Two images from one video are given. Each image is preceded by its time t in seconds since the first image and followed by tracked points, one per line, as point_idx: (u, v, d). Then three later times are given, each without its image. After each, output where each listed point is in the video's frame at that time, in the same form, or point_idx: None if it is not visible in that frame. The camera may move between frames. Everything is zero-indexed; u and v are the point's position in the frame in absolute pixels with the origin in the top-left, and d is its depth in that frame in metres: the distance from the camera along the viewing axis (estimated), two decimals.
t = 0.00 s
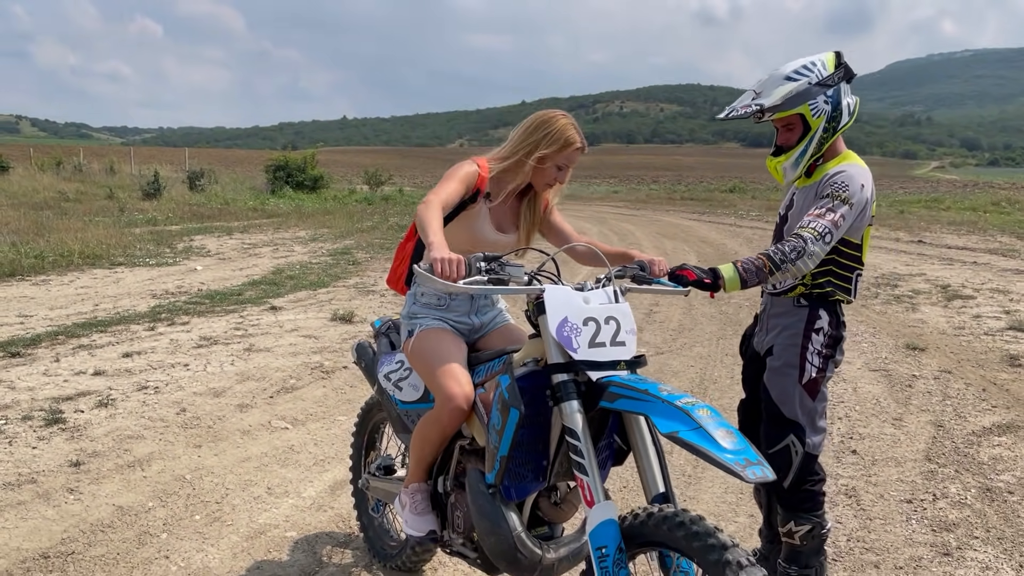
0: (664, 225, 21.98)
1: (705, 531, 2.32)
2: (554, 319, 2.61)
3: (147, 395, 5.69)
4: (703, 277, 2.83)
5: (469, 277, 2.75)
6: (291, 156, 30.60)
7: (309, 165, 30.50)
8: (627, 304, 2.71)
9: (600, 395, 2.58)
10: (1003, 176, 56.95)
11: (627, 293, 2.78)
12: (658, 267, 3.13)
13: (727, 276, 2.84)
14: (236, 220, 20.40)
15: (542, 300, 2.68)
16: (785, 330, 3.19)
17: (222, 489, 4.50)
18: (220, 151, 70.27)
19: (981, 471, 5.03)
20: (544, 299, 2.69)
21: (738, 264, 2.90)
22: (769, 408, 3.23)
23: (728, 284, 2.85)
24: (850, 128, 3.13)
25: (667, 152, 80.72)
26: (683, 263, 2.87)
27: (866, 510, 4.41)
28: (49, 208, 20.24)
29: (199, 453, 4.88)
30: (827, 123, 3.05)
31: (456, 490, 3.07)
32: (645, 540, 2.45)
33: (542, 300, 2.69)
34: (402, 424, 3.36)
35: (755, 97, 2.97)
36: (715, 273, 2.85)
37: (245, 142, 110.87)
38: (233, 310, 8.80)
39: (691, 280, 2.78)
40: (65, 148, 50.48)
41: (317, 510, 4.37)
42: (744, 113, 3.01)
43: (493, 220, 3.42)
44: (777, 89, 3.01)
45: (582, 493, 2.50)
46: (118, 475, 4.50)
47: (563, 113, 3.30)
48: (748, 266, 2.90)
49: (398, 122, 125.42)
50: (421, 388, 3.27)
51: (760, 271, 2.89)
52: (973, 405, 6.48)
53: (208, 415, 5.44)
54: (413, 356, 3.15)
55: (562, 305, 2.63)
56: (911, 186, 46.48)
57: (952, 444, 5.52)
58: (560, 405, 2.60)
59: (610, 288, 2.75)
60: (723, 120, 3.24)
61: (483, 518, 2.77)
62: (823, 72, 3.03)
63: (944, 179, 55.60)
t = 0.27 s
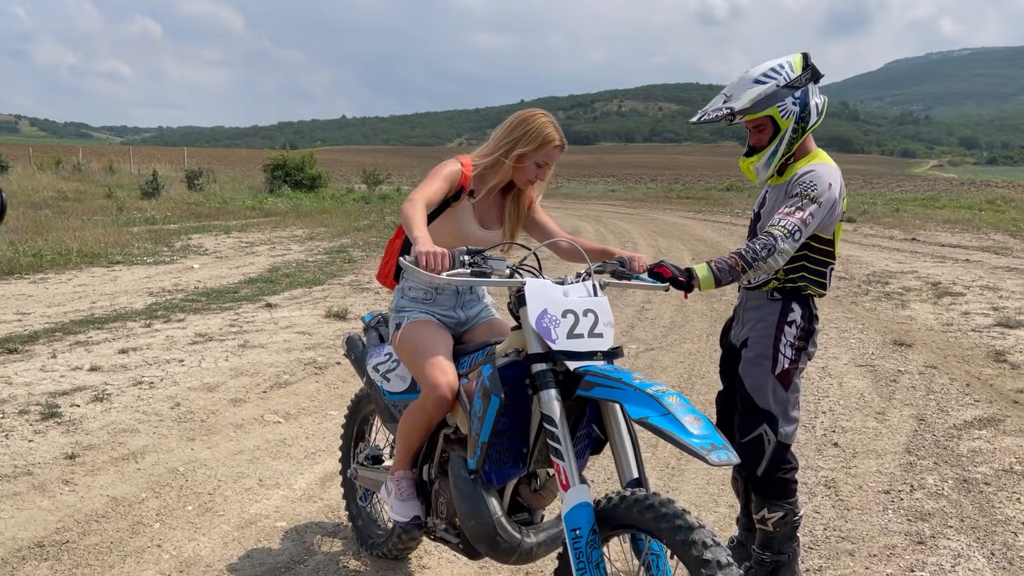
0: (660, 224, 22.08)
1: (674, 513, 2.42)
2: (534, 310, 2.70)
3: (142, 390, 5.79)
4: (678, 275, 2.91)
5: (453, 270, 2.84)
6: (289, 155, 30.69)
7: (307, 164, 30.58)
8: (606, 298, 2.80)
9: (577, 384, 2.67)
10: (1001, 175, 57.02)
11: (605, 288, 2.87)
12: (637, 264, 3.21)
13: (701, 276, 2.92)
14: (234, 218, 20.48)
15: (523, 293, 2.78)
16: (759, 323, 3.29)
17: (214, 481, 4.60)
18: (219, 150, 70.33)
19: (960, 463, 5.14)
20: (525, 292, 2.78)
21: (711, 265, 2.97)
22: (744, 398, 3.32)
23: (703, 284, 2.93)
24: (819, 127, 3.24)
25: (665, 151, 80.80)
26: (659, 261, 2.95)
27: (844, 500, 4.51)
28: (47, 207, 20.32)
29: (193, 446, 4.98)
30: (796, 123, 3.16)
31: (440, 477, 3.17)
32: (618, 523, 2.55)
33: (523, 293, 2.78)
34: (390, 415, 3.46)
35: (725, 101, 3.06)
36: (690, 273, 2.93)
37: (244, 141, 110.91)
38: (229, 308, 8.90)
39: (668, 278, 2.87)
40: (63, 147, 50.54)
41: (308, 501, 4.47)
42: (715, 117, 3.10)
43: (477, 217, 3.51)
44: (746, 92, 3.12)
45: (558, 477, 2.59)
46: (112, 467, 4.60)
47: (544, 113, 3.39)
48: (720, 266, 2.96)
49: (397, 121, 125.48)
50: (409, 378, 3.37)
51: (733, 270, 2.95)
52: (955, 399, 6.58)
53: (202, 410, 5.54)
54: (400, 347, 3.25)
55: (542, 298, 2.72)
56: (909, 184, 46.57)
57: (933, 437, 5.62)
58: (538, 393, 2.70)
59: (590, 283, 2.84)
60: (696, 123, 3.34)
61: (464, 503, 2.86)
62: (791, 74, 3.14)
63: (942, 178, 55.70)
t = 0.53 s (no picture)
0: (655, 220, 22.18)
1: (648, 492, 2.53)
2: (516, 300, 2.79)
3: (138, 383, 5.88)
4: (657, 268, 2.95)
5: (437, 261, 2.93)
6: (285, 153, 30.75)
7: (304, 161, 30.63)
8: (586, 288, 2.89)
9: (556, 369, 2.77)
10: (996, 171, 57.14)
11: (586, 278, 2.96)
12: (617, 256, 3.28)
13: (679, 269, 2.98)
14: (230, 215, 20.56)
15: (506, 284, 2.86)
16: (737, 312, 3.39)
17: (209, 471, 4.69)
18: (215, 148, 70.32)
19: (940, 452, 5.24)
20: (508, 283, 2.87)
21: (688, 257, 3.06)
22: (723, 385, 3.42)
23: (680, 276, 2.98)
24: (792, 122, 3.34)
25: (662, 149, 80.89)
26: (639, 253, 2.98)
27: (825, 488, 4.62)
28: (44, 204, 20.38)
29: (188, 438, 5.08)
30: (769, 119, 3.26)
31: (427, 462, 3.27)
32: (595, 502, 2.65)
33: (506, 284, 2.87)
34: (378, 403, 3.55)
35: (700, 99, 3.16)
36: (668, 266, 2.98)
37: (241, 138, 110.86)
38: (224, 303, 8.99)
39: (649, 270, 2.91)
40: (59, 145, 50.55)
41: (300, 490, 4.57)
42: (692, 114, 3.19)
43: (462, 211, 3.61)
44: (721, 90, 3.22)
45: (538, 459, 2.68)
46: (108, 458, 4.69)
47: (523, 110, 3.49)
48: (697, 258, 3.06)
49: (394, 119, 125.46)
50: (397, 368, 3.46)
51: (708, 262, 3.06)
52: (939, 391, 6.69)
53: (196, 402, 5.64)
54: (389, 336, 3.35)
55: (524, 288, 2.81)
56: (905, 180, 46.72)
57: (915, 427, 5.73)
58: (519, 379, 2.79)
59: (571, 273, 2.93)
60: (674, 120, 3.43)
61: (450, 486, 2.95)
62: (763, 71, 3.24)
63: (938, 174, 55.82)
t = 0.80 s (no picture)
0: (650, 215, 22.28)
1: (630, 475, 2.65)
2: (504, 292, 2.90)
3: (138, 377, 5.99)
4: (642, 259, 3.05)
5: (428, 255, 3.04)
6: (281, 149, 30.80)
7: (300, 157, 30.68)
8: (572, 280, 3.00)
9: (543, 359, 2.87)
10: (991, 165, 57.32)
11: (572, 271, 3.07)
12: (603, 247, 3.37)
13: (663, 260, 3.07)
14: (227, 212, 20.62)
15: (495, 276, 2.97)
16: (720, 303, 3.50)
17: (209, 461, 4.80)
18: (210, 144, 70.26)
19: (924, 440, 5.37)
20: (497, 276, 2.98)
21: (673, 248, 3.13)
22: (707, 373, 3.54)
23: (664, 267, 3.08)
24: (770, 120, 3.45)
25: (658, 145, 80.99)
26: (624, 245, 3.08)
27: (810, 476, 4.74)
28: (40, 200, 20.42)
29: (188, 429, 5.19)
30: (748, 117, 3.37)
31: (420, 449, 3.39)
32: (580, 486, 2.77)
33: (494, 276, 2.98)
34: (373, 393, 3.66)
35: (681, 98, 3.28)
36: (653, 257, 3.07)
37: (237, 135, 110.75)
38: (222, 299, 9.09)
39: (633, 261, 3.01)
40: (54, 142, 50.51)
41: (299, 479, 4.68)
42: (673, 112, 3.31)
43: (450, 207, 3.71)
44: (702, 89, 3.33)
45: (526, 445, 2.79)
46: (110, 449, 4.80)
47: (492, 103, 3.55)
48: (681, 250, 3.12)
49: (390, 115, 125.37)
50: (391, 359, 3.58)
51: (693, 253, 3.12)
52: (925, 382, 6.81)
53: (196, 395, 5.75)
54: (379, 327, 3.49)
55: (512, 280, 2.92)
56: (899, 175, 46.88)
57: (900, 417, 5.85)
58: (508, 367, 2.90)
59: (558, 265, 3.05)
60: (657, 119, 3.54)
61: (442, 472, 3.06)
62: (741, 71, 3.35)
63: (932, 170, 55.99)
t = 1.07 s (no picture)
0: (646, 211, 22.37)
1: (620, 460, 2.72)
2: (497, 284, 2.96)
3: (138, 370, 6.06)
4: (634, 249, 3.11)
5: (422, 248, 3.10)
6: (277, 145, 30.82)
7: (295, 153, 30.70)
8: (563, 272, 3.08)
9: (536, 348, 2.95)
10: (986, 160, 57.49)
11: (564, 262, 3.14)
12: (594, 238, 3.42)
13: (654, 251, 3.12)
14: (223, 207, 20.66)
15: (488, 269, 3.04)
16: (707, 295, 3.58)
17: (210, 452, 4.87)
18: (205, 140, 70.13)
19: (913, 430, 5.46)
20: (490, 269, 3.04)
21: (663, 240, 3.20)
22: (696, 363, 3.64)
23: (656, 258, 3.14)
24: (756, 115, 3.53)
25: (654, 140, 81.07)
26: (616, 237, 3.14)
27: (801, 465, 4.83)
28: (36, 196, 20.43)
29: (188, 421, 5.26)
30: (733, 112, 3.45)
31: (417, 439, 3.47)
32: (574, 471, 2.84)
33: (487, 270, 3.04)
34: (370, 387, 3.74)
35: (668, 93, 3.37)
36: (644, 248, 3.12)
37: (233, 130, 110.61)
38: (220, 293, 9.15)
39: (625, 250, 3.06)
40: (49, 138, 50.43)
41: (299, 470, 4.76)
42: (660, 107, 3.40)
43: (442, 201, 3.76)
44: (688, 85, 3.41)
45: (521, 433, 2.87)
46: (112, 440, 4.87)
47: (466, 95, 3.58)
48: (671, 241, 3.19)
49: (386, 110, 125.23)
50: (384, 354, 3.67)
51: (682, 244, 3.21)
52: (916, 374, 6.90)
53: (196, 387, 5.83)
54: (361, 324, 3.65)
55: (504, 272, 2.98)
56: (895, 170, 47.01)
57: (891, 408, 5.95)
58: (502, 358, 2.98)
59: (550, 258, 3.12)
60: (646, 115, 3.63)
61: (439, 461, 3.13)
62: (727, 68, 3.43)
63: (928, 165, 56.10)
